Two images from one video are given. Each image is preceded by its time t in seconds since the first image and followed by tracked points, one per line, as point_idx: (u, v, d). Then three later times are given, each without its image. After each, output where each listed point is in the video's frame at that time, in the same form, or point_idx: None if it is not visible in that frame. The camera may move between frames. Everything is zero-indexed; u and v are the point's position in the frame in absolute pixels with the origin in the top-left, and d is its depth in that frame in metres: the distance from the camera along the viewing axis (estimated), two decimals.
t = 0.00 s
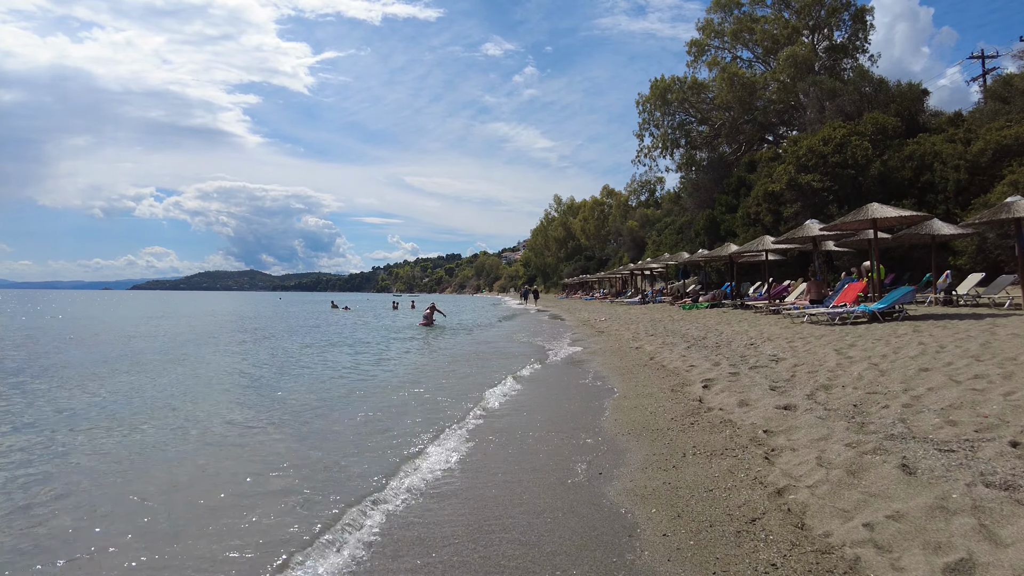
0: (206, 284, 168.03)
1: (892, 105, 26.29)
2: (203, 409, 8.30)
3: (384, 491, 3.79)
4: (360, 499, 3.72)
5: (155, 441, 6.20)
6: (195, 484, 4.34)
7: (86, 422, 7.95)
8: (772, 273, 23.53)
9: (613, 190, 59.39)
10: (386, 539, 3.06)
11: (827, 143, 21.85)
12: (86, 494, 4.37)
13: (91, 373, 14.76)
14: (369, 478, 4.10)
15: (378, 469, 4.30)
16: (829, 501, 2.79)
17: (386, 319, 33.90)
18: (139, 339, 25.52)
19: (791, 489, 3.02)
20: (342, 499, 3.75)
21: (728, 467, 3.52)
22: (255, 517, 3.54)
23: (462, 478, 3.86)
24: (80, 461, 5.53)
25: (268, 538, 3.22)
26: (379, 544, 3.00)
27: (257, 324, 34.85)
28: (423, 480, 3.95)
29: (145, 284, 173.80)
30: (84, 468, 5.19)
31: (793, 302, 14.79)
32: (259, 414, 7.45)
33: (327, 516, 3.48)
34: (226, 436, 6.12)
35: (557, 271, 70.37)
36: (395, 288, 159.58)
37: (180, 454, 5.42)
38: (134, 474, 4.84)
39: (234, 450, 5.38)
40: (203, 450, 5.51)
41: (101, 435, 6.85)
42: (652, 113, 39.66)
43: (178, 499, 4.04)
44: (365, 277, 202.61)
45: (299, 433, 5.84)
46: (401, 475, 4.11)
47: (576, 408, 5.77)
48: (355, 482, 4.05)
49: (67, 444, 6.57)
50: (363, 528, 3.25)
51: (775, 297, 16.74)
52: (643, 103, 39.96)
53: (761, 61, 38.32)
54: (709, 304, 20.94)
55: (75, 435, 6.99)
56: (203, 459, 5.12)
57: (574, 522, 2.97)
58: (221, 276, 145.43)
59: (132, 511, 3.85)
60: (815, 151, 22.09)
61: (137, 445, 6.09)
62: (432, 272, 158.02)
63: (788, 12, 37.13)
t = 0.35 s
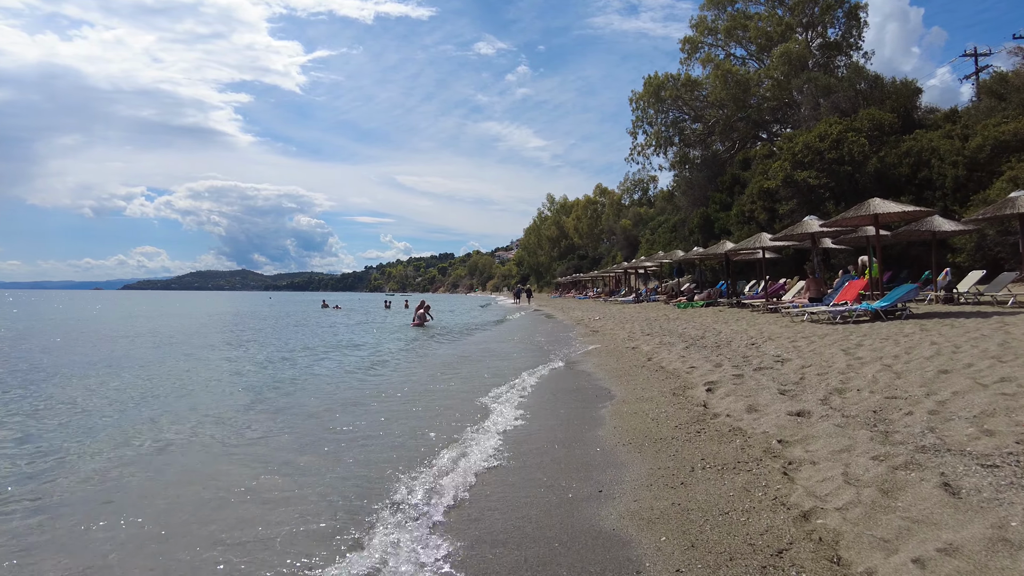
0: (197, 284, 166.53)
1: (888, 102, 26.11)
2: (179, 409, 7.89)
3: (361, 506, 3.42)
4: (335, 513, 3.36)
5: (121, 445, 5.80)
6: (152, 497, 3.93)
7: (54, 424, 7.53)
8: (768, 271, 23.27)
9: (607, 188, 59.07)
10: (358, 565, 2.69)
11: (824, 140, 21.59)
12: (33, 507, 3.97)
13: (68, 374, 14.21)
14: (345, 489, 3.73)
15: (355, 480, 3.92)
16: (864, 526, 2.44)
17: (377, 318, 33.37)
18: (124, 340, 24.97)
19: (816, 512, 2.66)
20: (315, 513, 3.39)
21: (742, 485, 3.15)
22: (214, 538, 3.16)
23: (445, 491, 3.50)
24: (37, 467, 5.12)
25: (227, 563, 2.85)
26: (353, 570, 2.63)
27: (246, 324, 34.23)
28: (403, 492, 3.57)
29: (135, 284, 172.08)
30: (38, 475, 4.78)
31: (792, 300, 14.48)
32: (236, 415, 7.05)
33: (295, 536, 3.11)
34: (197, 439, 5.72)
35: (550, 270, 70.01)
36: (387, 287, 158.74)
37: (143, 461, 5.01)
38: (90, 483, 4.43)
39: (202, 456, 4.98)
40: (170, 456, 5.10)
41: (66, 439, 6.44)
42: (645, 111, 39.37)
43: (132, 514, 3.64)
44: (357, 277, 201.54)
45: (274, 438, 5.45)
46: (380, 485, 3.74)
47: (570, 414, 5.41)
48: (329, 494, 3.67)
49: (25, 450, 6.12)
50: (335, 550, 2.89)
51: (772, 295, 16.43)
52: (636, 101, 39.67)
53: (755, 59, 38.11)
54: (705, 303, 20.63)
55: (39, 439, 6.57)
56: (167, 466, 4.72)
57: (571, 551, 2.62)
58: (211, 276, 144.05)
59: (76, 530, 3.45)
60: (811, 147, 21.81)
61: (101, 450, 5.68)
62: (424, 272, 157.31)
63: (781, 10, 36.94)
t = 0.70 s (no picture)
0: (195, 283, 165.74)
1: (891, 102, 25.86)
2: (170, 415, 7.56)
3: (367, 540, 3.09)
4: (338, 548, 3.03)
5: (105, 456, 5.47)
6: (136, 525, 3.61)
7: (38, 432, 7.19)
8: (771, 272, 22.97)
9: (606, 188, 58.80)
10: None
11: (829, 139, 21.30)
12: (9, 533, 3.66)
13: (57, 376, 13.81)
14: (347, 518, 3.41)
15: (358, 506, 3.61)
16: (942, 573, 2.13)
17: (374, 319, 32.98)
18: (119, 340, 24.64)
19: (885, 553, 2.35)
20: (316, 548, 3.06)
21: (788, 517, 2.85)
22: None
23: (459, 523, 3.19)
24: (16, 482, 4.80)
25: None
26: None
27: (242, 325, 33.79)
28: (411, 523, 3.26)
29: (132, 283, 171.30)
30: (16, 493, 4.46)
31: (800, 302, 14.19)
32: (228, 422, 6.72)
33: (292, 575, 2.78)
34: (187, 451, 5.39)
35: (549, 270, 69.75)
36: (385, 287, 158.23)
37: (131, 478, 4.69)
38: (71, 504, 4.12)
39: (192, 474, 4.66)
40: (157, 472, 4.78)
41: (49, 448, 6.11)
42: (645, 110, 39.05)
43: (115, 546, 3.33)
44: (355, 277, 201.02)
45: (268, 453, 5.12)
46: (386, 513, 3.43)
47: (583, 428, 5.11)
48: (330, 524, 3.35)
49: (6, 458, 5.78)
50: None
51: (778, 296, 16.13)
52: (636, 100, 39.37)
53: (755, 58, 37.85)
54: (708, 304, 20.32)
55: (22, 446, 6.25)
56: (154, 485, 4.40)
57: None
58: (208, 275, 143.45)
59: (52, 564, 3.14)
60: (815, 147, 21.50)
61: (85, 461, 5.35)
62: (422, 271, 156.99)
63: (782, 9, 36.68)
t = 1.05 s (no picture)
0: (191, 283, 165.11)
1: (894, 101, 25.66)
2: (161, 419, 7.25)
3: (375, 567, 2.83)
4: None
5: (92, 465, 5.17)
6: (125, 548, 3.33)
7: (26, 437, 6.90)
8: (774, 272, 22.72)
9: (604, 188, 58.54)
10: None
11: (833, 138, 21.06)
12: None
13: (49, 378, 13.49)
14: (353, 541, 3.13)
15: (366, 526, 3.34)
16: None
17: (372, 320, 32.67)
18: (112, 341, 24.28)
19: None
20: None
21: (843, 540, 2.57)
22: None
23: (476, 546, 2.92)
24: None
25: None
26: None
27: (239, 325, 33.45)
28: (421, 547, 3.00)
29: (129, 283, 170.69)
30: None
31: (806, 303, 13.95)
32: (222, 427, 6.42)
33: None
34: (177, 461, 5.09)
35: (547, 271, 69.49)
36: (382, 287, 157.74)
37: (121, 490, 4.43)
38: (57, 521, 3.83)
39: (185, 488, 4.37)
40: (148, 486, 4.50)
41: (37, 455, 5.83)
42: (645, 110, 38.80)
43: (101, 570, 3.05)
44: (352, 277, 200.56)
45: (265, 463, 4.82)
46: (394, 535, 3.16)
47: (595, 437, 4.82)
48: (335, 546, 3.09)
49: None
50: None
51: (783, 297, 15.89)
52: (636, 100, 39.14)
53: (756, 58, 37.64)
54: (711, 305, 20.07)
55: (6, 452, 5.95)
56: (146, 501, 4.13)
57: None
58: (204, 274, 142.83)
59: None
60: (819, 146, 21.25)
61: (69, 472, 5.04)
62: (419, 272, 156.61)
63: (784, 8, 36.43)
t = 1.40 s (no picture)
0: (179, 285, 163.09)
1: (885, 100, 25.63)
2: (135, 424, 6.83)
3: None
4: None
5: (56, 473, 4.77)
6: (91, 567, 2.99)
7: None
8: (767, 271, 22.55)
9: (595, 188, 58.42)
10: None
11: (827, 136, 20.92)
12: None
13: (25, 379, 12.97)
14: (342, 559, 2.81)
15: (355, 541, 3.01)
16: None
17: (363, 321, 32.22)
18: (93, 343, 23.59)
19: None
20: None
21: (895, 557, 2.29)
22: None
23: (483, 565, 2.61)
24: None
25: None
26: None
27: (225, 327, 32.81)
28: (423, 566, 2.68)
29: (115, 284, 168.33)
30: None
31: (805, 301, 13.74)
32: (200, 430, 6.02)
33: None
34: (149, 469, 4.70)
35: (537, 271, 69.30)
36: (372, 288, 156.78)
37: (92, 499, 4.08)
38: (20, 535, 3.49)
39: (161, 495, 4.04)
40: (122, 494, 4.15)
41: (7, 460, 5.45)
42: (636, 109, 38.63)
43: None
44: (342, 278, 199.32)
45: (246, 470, 4.47)
46: (387, 552, 2.83)
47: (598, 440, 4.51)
48: (322, 564, 2.77)
49: None
50: None
51: (780, 295, 15.68)
52: (627, 99, 38.97)
53: (746, 57, 37.62)
54: (706, 304, 19.86)
55: None
56: (114, 513, 3.76)
57: None
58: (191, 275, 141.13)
59: None
60: (813, 144, 21.10)
61: (33, 481, 4.64)
62: (409, 272, 155.93)
63: (774, 8, 36.41)
